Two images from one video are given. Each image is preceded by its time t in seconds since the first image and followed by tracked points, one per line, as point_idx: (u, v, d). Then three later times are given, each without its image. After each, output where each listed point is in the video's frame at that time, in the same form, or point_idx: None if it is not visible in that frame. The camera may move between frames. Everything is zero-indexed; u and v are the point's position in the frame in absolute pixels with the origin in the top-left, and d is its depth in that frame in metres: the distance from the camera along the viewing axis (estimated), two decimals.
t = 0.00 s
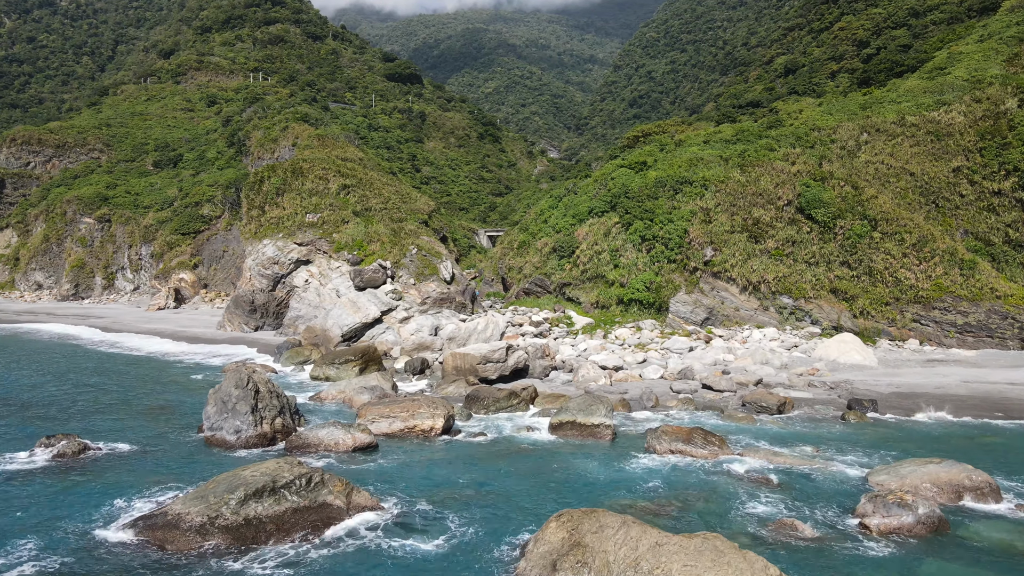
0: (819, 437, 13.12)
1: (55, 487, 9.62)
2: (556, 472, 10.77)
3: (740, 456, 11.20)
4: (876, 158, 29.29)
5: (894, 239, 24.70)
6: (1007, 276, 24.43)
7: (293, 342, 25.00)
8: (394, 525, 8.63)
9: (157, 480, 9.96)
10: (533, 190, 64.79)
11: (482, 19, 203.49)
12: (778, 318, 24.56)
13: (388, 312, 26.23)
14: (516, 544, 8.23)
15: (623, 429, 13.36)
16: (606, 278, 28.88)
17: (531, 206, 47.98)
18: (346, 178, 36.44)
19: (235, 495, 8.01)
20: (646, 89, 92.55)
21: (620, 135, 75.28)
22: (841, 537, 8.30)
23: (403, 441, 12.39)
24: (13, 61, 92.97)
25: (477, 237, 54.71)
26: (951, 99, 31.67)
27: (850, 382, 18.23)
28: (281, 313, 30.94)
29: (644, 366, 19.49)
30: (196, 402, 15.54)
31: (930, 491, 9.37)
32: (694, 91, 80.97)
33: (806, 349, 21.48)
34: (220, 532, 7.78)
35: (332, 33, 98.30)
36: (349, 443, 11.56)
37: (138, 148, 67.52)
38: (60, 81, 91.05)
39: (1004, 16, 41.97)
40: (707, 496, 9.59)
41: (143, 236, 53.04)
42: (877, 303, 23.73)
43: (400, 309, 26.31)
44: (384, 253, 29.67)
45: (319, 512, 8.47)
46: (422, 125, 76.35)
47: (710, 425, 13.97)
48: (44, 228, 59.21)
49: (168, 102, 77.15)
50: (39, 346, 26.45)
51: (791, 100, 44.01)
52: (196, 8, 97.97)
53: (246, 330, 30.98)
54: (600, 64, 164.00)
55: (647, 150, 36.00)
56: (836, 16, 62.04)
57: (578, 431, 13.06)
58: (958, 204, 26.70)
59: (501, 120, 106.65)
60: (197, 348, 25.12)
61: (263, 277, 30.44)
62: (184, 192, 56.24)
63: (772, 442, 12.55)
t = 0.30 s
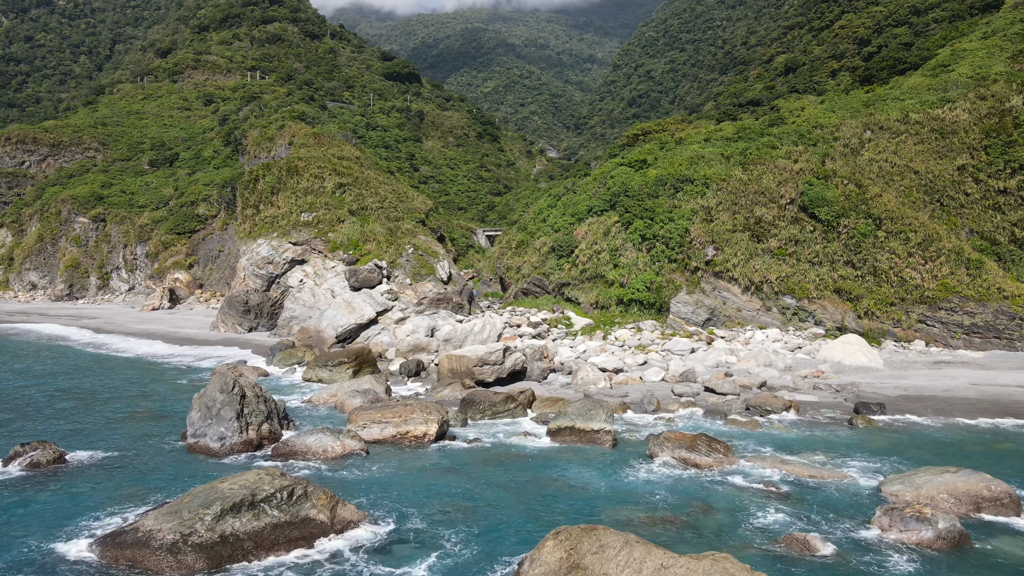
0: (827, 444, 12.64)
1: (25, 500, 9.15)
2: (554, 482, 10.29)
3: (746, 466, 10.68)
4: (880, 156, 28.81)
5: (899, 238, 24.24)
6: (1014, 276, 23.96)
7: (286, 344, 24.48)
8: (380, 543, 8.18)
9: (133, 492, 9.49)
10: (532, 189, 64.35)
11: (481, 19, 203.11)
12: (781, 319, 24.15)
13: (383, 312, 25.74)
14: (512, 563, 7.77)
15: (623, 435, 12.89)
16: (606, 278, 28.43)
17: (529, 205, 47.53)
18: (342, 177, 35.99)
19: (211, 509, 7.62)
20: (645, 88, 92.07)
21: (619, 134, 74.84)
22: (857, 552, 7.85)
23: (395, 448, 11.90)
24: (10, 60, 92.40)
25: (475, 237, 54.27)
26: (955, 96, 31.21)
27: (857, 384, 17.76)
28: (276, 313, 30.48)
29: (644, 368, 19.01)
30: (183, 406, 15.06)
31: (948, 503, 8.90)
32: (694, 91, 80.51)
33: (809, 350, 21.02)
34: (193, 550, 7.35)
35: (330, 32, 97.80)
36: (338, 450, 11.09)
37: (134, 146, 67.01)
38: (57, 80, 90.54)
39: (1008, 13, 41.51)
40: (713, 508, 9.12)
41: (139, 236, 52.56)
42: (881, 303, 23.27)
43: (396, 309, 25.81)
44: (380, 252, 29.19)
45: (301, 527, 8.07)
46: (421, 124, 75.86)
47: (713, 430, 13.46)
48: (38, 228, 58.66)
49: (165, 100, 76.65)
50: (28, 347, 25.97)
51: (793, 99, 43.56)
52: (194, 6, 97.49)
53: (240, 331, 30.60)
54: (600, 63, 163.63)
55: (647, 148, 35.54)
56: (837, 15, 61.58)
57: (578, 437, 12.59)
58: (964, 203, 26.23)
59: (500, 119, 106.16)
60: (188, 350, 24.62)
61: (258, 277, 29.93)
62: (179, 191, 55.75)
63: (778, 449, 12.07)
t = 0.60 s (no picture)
0: (836, 450, 12.14)
1: None
2: (552, 494, 9.79)
3: (753, 476, 10.16)
4: (883, 154, 28.28)
5: (905, 237, 23.73)
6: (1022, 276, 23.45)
7: (278, 346, 23.96)
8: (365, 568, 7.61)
9: (105, 507, 8.96)
10: (531, 189, 63.88)
11: (480, 18, 202.70)
12: (784, 320, 23.69)
13: (378, 313, 25.23)
14: None
15: (624, 441, 12.40)
16: (605, 278, 27.95)
17: (528, 204, 47.06)
18: (337, 175, 35.50)
19: (181, 528, 7.25)
20: (645, 88, 91.62)
21: (618, 134, 74.40)
22: (877, 570, 7.40)
23: (386, 456, 11.39)
24: (7, 59, 91.74)
25: (473, 237, 53.81)
26: (960, 93, 30.73)
27: (863, 388, 17.26)
28: (269, 314, 30.04)
29: (645, 371, 18.51)
30: (168, 411, 14.55)
31: (967, 516, 8.42)
32: (693, 90, 80.04)
33: (814, 352, 20.52)
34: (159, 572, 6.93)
35: (328, 31, 97.32)
36: (326, 458, 10.59)
37: (129, 146, 66.48)
38: (54, 79, 90.02)
39: (1011, 10, 41.04)
40: (721, 523, 8.66)
41: (133, 235, 52.06)
42: (886, 304, 22.78)
43: (391, 310, 25.30)
44: (375, 252, 28.66)
45: (278, 545, 7.57)
46: (419, 123, 75.37)
47: (716, 437, 12.95)
48: (32, 227, 58.06)
49: (161, 99, 76.13)
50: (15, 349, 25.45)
51: (794, 96, 43.06)
52: (192, 5, 96.97)
53: (233, 331, 30.08)
54: (599, 63, 163.22)
55: (647, 146, 35.04)
56: (837, 13, 61.12)
57: (576, 443, 12.14)
58: (969, 201, 25.73)
59: (499, 119, 105.71)
60: (178, 352, 24.10)
61: (251, 277, 29.48)
62: (175, 190, 55.22)
63: (786, 456, 11.56)
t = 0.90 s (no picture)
0: (846, 458, 11.65)
1: None
2: (550, 507, 9.31)
3: (761, 487, 9.65)
4: (888, 152, 27.76)
5: (910, 236, 23.22)
6: None
7: (270, 348, 23.49)
8: None
9: (72, 523, 8.40)
10: (529, 188, 63.36)
11: (479, 18, 202.04)
12: (787, 321, 23.20)
13: (373, 314, 24.70)
14: None
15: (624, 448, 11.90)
16: (605, 278, 27.44)
17: (526, 203, 46.53)
18: (333, 174, 34.98)
19: (145, 551, 6.74)
20: (644, 87, 91.09)
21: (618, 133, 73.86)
22: None
23: (374, 464, 10.85)
24: (4, 59, 91.07)
25: (471, 236, 53.28)
26: (965, 90, 30.21)
27: (871, 391, 16.74)
28: (262, 314, 29.49)
29: (645, 374, 17.99)
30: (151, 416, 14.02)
31: (991, 531, 7.92)
32: (693, 89, 79.55)
33: (818, 354, 20.02)
34: None
35: (326, 30, 96.76)
36: (310, 469, 10.06)
37: (125, 145, 65.89)
38: (50, 78, 89.32)
39: (1015, 7, 40.52)
40: (731, 540, 8.18)
41: (128, 235, 51.50)
42: (892, 304, 22.30)
43: (386, 310, 24.76)
44: (371, 251, 28.20)
45: (251, 568, 7.12)
46: (417, 123, 74.84)
47: (721, 443, 12.43)
48: (25, 227, 57.46)
49: (157, 98, 75.55)
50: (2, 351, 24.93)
51: (796, 94, 42.54)
52: (189, 4, 96.35)
53: (226, 332, 29.38)
54: (598, 62, 162.72)
55: (647, 144, 34.49)
56: (838, 11, 60.60)
57: (575, 450, 11.63)
58: (975, 200, 25.20)
59: (498, 118, 105.23)
60: (167, 355, 23.59)
61: (244, 277, 28.99)
62: (170, 189, 54.67)
63: (794, 465, 11.07)
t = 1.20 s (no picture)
0: (857, 467, 11.11)
1: None
2: (546, 523, 8.77)
3: (770, 501, 9.13)
4: (892, 149, 27.23)
5: (917, 235, 22.71)
6: None
7: (261, 350, 22.92)
8: None
9: (33, 545, 7.79)
10: (528, 187, 62.79)
11: (479, 17, 201.51)
12: (791, 322, 22.66)
13: (367, 315, 24.16)
14: None
15: (625, 457, 11.36)
16: (604, 278, 26.89)
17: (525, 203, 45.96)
18: (327, 172, 34.44)
19: None
20: (643, 86, 90.54)
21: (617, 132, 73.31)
22: None
23: (361, 473, 10.32)
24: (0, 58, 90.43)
25: (469, 236, 52.64)
26: (970, 87, 29.67)
27: (880, 395, 16.20)
28: (255, 316, 28.93)
29: (646, 378, 17.46)
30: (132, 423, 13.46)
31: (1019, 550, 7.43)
32: (692, 89, 78.99)
33: (824, 356, 19.48)
34: None
35: (324, 29, 96.15)
36: (293, 481, 9.49)
37: (120, 144, 65.28)
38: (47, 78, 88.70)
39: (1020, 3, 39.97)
40: (741, 561, 7.68)
41: (122, 234, 50.94)
42: (898, 305, 21.76)
43: (381, 311, 24.23)
44: (365, 250, 27.70)
45: None
46: (415, 122, 74.32)
47: (726, 452, 11.90)
48: (19, 227, 56.86)
49: (153, 97, 74.96)
50: None
51: (797, 91, 42.00)
52: (187, 3, 95.77)
53: (218, 334, 28.75)
54: (598, 62, 162.21)
55: (647, 142, 33.95)
56: (839, 9, 60.02)
57: (573, 459, 11.06)
58: (982, 199, 24.60)
59: (497, 118, 104.71)
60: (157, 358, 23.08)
61: (237, 277, 28.49)
62: (165, 188, 54.11)
63: (804, 476, 10.54)
